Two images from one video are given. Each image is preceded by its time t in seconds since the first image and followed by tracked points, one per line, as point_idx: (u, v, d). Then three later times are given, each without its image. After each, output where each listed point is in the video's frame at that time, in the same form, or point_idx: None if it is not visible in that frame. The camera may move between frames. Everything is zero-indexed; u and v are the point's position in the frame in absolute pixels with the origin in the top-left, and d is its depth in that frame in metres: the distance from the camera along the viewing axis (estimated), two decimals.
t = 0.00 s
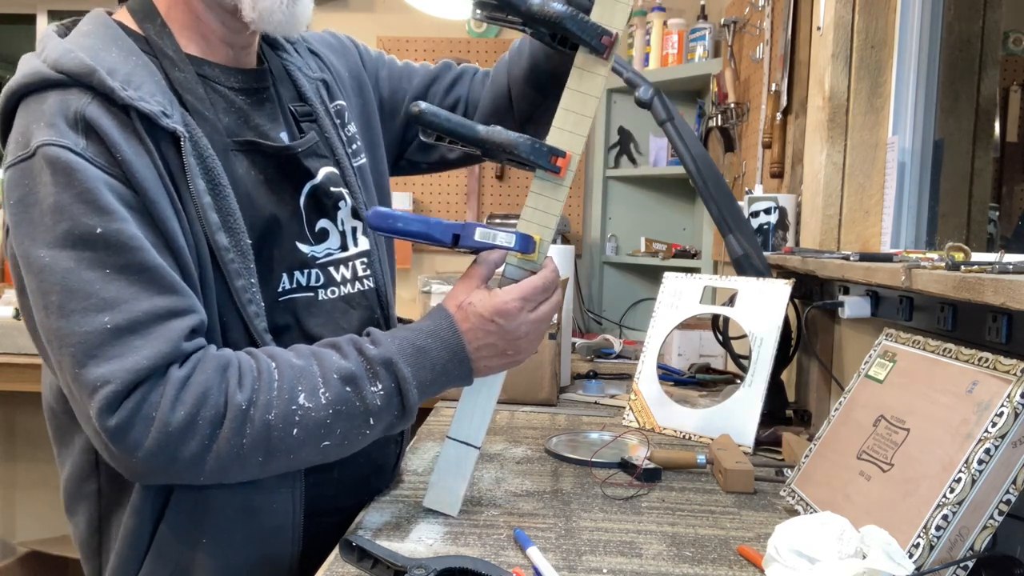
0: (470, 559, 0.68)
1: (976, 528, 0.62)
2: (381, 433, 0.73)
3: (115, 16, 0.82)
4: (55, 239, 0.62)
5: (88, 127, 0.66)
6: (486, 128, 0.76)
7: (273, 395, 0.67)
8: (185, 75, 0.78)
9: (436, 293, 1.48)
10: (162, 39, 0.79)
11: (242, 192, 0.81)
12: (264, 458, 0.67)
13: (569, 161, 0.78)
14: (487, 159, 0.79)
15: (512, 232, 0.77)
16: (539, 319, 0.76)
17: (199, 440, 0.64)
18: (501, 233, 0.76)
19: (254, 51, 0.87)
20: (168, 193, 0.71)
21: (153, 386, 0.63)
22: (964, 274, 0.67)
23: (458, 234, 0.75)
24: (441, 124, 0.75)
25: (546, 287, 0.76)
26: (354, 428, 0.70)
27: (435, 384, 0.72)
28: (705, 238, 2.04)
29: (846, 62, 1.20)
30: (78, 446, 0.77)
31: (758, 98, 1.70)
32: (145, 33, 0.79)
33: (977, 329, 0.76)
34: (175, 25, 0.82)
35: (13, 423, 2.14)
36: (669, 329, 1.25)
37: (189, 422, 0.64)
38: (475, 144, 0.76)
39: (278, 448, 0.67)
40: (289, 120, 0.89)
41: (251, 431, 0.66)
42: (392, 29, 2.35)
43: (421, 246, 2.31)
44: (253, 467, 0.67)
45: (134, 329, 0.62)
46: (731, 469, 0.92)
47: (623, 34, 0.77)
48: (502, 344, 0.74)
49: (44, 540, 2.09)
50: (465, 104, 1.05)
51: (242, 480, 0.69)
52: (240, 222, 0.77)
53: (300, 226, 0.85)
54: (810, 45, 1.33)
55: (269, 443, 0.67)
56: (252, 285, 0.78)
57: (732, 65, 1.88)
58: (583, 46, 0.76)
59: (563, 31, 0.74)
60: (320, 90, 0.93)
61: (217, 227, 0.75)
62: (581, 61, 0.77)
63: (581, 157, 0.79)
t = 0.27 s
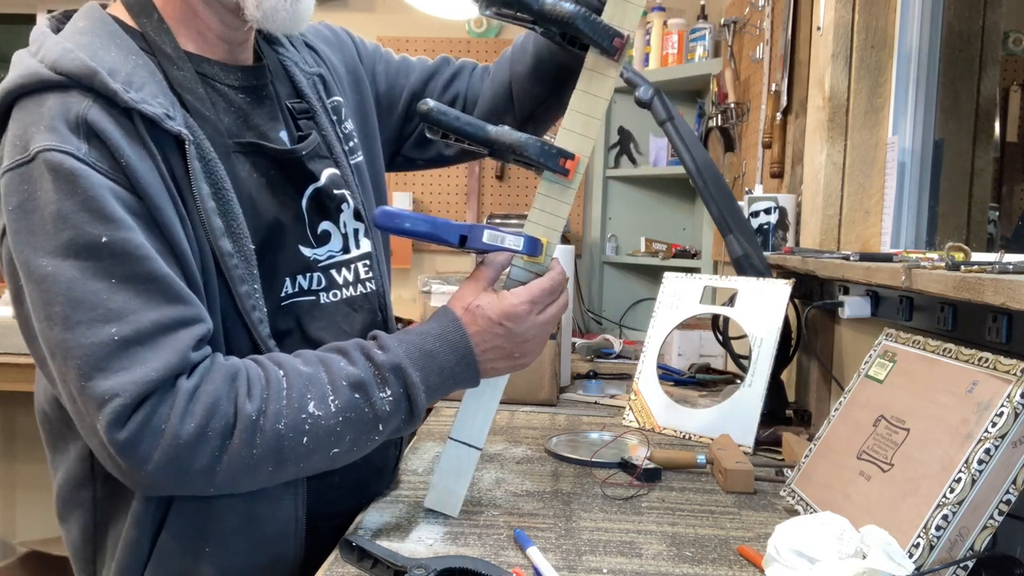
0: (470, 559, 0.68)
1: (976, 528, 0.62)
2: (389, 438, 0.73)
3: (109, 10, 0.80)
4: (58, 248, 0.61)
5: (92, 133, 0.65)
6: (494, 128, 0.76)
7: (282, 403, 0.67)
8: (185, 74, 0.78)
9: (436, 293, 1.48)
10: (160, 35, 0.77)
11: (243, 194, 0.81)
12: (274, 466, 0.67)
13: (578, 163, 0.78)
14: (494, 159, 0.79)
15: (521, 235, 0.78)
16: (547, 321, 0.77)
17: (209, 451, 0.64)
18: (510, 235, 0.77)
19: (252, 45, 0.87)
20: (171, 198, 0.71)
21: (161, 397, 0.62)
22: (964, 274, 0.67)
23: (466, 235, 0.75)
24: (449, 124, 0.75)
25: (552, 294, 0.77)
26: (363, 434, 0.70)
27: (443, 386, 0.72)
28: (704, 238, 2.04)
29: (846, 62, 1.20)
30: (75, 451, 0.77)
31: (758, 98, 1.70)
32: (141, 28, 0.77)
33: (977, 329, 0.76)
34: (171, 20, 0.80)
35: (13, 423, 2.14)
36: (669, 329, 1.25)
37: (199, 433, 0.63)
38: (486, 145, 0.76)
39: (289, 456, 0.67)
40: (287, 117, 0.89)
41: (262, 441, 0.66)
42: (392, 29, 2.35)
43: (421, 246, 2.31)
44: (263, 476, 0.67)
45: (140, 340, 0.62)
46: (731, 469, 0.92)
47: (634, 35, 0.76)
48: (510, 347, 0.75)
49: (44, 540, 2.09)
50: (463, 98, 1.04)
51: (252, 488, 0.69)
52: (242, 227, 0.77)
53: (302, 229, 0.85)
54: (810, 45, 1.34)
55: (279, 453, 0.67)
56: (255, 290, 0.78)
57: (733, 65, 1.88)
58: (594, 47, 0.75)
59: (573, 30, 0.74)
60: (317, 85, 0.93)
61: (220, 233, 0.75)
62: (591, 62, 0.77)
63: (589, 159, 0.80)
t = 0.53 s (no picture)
0: (470, 559, 0.68)
1: (976, 528, 0.62)
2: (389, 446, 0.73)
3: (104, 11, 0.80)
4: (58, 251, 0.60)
5: (91, 136, 0.64)
6: (505, 129, 0.76)
7: (288, 408, 0.67)
8: (180, 76, 0.77)
9: (436, 293, 1.48)
10: (154, 36, 0.77)
11: (243, 197, 0.81)
12: (278, 470, 0.67)
13: (586, 166, 0.78)
14: (502, 159, 0.79)
15: (529, 238, 0.77)
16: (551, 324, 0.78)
17: (215, 456, 0.64)
18: (517, 237, 0.76)
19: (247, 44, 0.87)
20: (171, 201, 0.71)
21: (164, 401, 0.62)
22: (964, 274, 0.67)
23: (474, 236, 0.75)
24: (459, 124, 0.75)
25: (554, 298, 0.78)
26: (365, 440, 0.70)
27: (447, 389, 0.72)
28: (705, 238, 2.04)
29: (846, 62, 1.20)
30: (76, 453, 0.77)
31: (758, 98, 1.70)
32: (136, 29, 0.77)
33: (977, 329, 0.76)
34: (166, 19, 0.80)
35: (13, 423, 2.14)
36: (669, 329, 1.25)
37: (203, 437, 0.63)
38: (495, 145, 0.76)
39: (294, 460, 0.67)
40: (285, 117, 0.89)
41: (267, 445, 0.66)
42: (392, 29, 2.36)
43: (421, 246, 2.31)
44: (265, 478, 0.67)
45: (141, 345, 0.61)
46: (731, 470, 0.92)
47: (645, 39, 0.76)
48: (514, 349, 0.75)
49: (44, 540, 2.09)
50: (463, 95, 1.04)
51: (257, 491, 0.69)
52: (243, 229, 0.77)
53: (302, 231, 0.85)
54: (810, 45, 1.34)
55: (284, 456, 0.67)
56: (256, 293, 0.78)
57: (733, 65, 1.88)
58: (605, 49, 0.75)
59: (585, 32, 0.73)
60: (314, 84, 0.93)
61: (221, 236, 0.75)
62: (601, 65, 0.77)
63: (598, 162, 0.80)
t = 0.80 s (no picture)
0: (470, 559, 0.68)
1: (976, 528, 0.61)
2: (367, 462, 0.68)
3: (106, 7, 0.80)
4: (43, 255, 0.58)
5: (88, 130, 0.63)
6: (512, 130, 0.76)
7: (255, 421, 0.62)
8: (183, 74, 0.77)
9: (436, 293, 1.48)
10: (155, 33, 0.77)
11: (242, 200, 0.80)
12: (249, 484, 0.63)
13: (590, 168, 0.78)
14: (507, 160, 0.79)
15: (532, 238, 0.79)
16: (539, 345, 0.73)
17: (182, 472, 0.60)
18: (520, 237, 0.78)
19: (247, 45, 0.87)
20: (163, 202, 0.70)
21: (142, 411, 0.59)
22: (964, 274, 0.67)
23: (478, 236, 0.77)
24: (464, 124, 0.75)
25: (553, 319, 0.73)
26: (343, 452, 0.65)
27: (425, 408, 0.67)
28: (705, 238, 2.04)
29: (846, 61, 1.20)
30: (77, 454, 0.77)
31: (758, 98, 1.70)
32: (137, 25, 0.77)
33: (977, 329, 0.76)
34: (168, 19, 0.80)
35: (14, 423, 2.14)
36: (669, 329, 1.25)
37: (168, 453, 0.59)
38: (499, 146, 0.76)
39: (268, 473, 0.63)
40: (286, 118, 0.89)
41: (235, 458, 0.61)
42: (392, 29, 2.36)
43: (422, 246, 2.31)
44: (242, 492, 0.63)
45: (124, 356, 0.58)
46: (731, 470, 0.92)
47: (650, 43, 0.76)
48: (495, 367, 0.71)
49: (45, 540, 2.09)
50: (464, 93, 1.04)
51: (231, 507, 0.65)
52: (240, 234, 0.78)
53: (302, 233, 0.85)
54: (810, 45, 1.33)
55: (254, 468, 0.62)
56: (252, 298, 0.78)
57: (733, 65, 1.88)
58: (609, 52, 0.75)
59: (589, 35, 0.73)
60: (316, 83, 0.93)
61: (216, 238, 0.75)
62: (606, 67, 0.77)
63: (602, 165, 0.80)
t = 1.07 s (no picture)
0: (471, 559, 0.68)
1: (976, 528, 0.61)
2: (430, 524, 0.42)
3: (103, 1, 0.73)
4: (38, 189, 0.46)
5: (108, 58, 0.53)
6: (510, 130, 0.77)
7: (359, 386, 0.42)
8: (195, 65, 0.72)
9: (436, 293, 1.48)
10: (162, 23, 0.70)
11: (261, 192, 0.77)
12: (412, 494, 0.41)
13: (589, 168, 0.78)
14: (508, 161, 0.79)
15: (532, 238, 0.78)
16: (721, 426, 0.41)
17: (260, 433, 0.40)
18: (520, 236, 0.77)
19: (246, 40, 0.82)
20: (200, 163, 0.59)
21: (113, 364, 0.41)
22: (964, 274, 0.67)
23: (477, 236, 0.77)
24: (464, 124, 0.77)
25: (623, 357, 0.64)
26: (385, 492, 0.41)
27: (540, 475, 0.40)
28: (705, 238, 2.05)
29: (846, 61, 1.20)
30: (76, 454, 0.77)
31: (757, 98, 1.70)
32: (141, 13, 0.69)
33: (976, 329, 0.76)
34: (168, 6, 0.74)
35: (14, 422, 2.14)
36: (669, 328, 1.26)
37: (183, 396, 0.40)
38: (498, 145, 0.77)
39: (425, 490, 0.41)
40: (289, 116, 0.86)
41: (339, 448, 0.40)
42: (392, 29, 2.35)
43: (422, 246, 2.31)
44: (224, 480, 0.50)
45: (103, 283, 0.42)
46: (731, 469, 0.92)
47: (650, 43, 0.76)
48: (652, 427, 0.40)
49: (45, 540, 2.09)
50: (456, 92, 1.05)
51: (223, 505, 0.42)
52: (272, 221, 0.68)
53: (314, 227, 0.83)
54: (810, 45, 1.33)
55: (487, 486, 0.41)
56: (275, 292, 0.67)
57: (733, 65, 1.89)
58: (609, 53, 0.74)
59: (589, 35, 0.73)
60: (314, 81, 0.91)
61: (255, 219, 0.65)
62: (605, 67, 0.77)
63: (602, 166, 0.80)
